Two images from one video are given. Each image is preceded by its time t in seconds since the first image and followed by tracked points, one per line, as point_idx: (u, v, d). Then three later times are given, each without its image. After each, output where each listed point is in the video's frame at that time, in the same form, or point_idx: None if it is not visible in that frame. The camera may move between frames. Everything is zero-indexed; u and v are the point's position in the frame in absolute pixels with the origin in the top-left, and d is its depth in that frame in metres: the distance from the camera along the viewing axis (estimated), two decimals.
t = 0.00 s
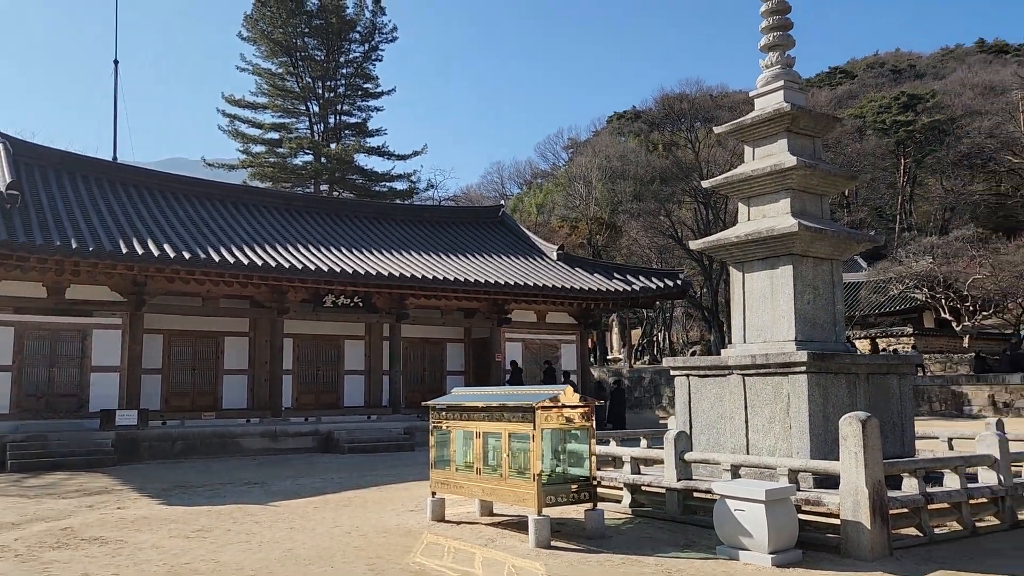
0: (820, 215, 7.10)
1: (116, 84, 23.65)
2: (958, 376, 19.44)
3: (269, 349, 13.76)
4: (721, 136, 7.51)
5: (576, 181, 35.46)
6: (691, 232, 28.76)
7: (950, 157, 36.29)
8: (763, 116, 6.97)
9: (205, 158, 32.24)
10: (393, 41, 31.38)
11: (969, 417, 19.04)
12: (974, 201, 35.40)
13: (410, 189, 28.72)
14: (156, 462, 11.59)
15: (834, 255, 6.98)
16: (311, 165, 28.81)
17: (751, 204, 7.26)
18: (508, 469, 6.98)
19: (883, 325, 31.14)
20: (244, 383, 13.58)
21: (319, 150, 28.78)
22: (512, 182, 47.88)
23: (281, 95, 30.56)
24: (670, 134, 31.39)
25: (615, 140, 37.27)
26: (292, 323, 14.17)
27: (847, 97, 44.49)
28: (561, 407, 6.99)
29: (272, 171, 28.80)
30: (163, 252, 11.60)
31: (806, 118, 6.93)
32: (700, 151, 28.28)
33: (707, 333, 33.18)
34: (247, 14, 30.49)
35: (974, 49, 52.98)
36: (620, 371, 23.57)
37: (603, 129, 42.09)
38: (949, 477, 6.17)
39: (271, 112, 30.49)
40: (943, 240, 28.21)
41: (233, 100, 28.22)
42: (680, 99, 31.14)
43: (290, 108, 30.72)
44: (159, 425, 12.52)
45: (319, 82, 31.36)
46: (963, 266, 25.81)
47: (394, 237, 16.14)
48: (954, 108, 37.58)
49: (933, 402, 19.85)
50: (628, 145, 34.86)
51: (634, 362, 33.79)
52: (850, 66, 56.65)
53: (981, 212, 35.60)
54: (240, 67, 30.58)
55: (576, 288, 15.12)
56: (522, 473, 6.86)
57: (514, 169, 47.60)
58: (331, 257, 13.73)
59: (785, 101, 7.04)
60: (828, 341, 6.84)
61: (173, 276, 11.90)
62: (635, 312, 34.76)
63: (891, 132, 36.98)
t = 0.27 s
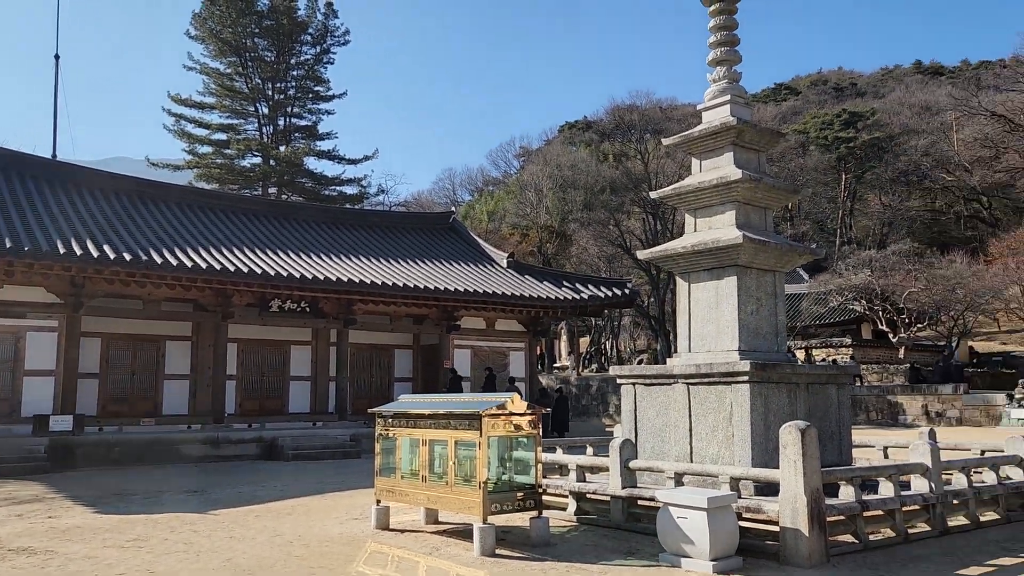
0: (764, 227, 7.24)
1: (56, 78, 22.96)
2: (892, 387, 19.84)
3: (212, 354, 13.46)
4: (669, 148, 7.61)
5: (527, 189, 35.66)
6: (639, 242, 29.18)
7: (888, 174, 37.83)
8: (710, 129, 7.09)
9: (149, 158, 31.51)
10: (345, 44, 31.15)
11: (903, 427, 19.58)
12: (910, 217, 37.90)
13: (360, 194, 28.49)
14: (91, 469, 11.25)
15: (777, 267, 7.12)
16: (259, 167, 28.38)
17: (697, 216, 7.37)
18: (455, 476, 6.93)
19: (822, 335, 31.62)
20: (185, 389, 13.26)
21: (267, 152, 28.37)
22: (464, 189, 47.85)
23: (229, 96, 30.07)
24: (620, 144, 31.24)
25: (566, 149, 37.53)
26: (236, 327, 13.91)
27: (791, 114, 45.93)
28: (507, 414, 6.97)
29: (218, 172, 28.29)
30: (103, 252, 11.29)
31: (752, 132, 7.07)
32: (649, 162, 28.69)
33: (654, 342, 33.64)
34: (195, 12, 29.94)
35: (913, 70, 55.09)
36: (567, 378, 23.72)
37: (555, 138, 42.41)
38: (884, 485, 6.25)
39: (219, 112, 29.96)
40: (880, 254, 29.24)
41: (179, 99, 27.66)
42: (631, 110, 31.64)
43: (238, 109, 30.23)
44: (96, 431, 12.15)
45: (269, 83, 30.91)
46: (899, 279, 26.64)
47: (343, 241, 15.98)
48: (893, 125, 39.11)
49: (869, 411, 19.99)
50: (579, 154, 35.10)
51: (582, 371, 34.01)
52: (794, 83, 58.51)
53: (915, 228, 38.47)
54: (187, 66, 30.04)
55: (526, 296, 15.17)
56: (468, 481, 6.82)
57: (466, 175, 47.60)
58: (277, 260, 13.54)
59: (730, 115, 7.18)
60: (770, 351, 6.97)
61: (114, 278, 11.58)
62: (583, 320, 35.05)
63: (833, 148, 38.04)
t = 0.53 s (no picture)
0: (699, 239, 7.36)
1: None
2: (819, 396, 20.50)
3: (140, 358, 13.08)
4: (608, 158, 7.69)
5: (467, 196, 35.85)
6: (578, 251, 29.55)
7: (817, 189, 41.75)
8: (648, 141, 7.19)
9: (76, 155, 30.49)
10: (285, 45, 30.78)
11: (828, 435, 20.21)
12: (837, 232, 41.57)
13: (298, 198, 28.15)
14: (9, 476, 10.81)
15: (711, 278, 7.25)
16: (194, 167, 27.79)
17: (634, 226, 7.46)
18: (388, 484, 6.85)
19: (754, 346, 32.39)
20: (112, 394, 12.82)
21: (202, 152, 27.81)
22: (404, 195, 47.73)
23: (164, 94, 29.40)
24: (560, 153, 31.77)
25: (507, 157, 37.72)
26: (164, 331, 13.53)
27: (726, 128, 48.72)
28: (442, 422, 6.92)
29: (151, 172, 27.64)
30: (24, 252, 10.83)
31: (688, 145, 7.18)
32: (588, 172, 29.10)
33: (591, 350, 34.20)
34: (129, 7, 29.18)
35: (842, 88, 57.79)
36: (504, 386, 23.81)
37: (496, 146, 42.75)
38: (809, 493, 6.37)
39: (152, 110, 29.27)
40: (810, 267, 30.83)
41: (111, 95, 26.88)
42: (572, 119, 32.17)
43: (172, 107, 29.55)
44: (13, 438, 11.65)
45: (205, 82, 30.26)
46: (827, 291, 27.80)
47: (279, 245, 15.70)
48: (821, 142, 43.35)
49: (797, 419, 20.89)
50: (520, 163, 35.25)
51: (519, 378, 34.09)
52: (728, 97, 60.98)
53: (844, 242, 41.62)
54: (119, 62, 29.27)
55: (464, 303, 15.14)
56: (401, 490, 6.73)
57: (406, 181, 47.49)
58: (210, 263, 13.22)
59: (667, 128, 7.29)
60: (703, 360, 7.08)
61: (36, 279, 11.13)
62: (522, 328, 35.25)
63: (766, 162, 42.04)
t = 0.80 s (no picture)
0: (623, 250, 7.47)
1: None
2: (737, 404, 21.16)
3: (47, 361, 12.59)
4: (535, 167, 7.75)
5: (396, 202, 35.83)
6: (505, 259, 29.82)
7: (738, 203, 45.22)
8: (575, 152, 7.27)
9: None
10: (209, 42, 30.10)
11: (745, 442, 20.77)
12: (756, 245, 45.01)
13: (221, 198, 27.58)
14: None
15: (634, 288, 7.35)
16: (111, 165, 26.87)
17: (560, 235, 7.52)
18: (307, 493, 6.69)
19: (675, 355, 33.20)
20: (15, 400, 12.26)
21: (121, 149, 26.95)
22: (331, 198, 47.19)
23: (78, 87, 28.38)
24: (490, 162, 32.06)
25: (437, 163, 37.65)
26: (74, 334, 13.03)
27: (652, 142, 51.72)
28: (364, 428, 6.82)
29: (64, 167, 26.62)
30: None
31: (613, 156, 7.29)
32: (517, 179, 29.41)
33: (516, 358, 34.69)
34: None
35: (764, 107, 61.29)
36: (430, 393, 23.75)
37: (425, 152, 42.89)
38: (725, 499, 6.50)
39: (66, 104, 28.23)
40: (729, 279, 32.64)
41: (22, 87, 25.75)
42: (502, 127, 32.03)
43: (88, 101, 28.56)
44: None
45: (124, 76, 29.37)
46: (746, 303, 29.17)
47: (199, 247, 15.29)
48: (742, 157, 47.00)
49: (716, 427, 21.39)
50: (449, 169, 34.75)
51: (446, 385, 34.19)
52: (655, 112, 64.44)
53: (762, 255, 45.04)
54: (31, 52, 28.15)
55: (391, 308, 15.06)
56: (321, 498, 6.59)
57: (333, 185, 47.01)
58: (124, 264, 12.78)
59: (594, 139, 7.39)
60: (625, 368, 7.18)
61: None
62: (449, 335, 35.44)
63: (691, 175, 45.24)
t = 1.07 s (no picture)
0: (544, 257, 7.53)
1: None
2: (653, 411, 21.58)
3: None
4: (459, 173, 7.75)
5: (316, 203, 35.23)
6: (427, 263, 30.38)
7: (658, 214, 46.79)
8: (499, 158, 7.31)
9: None
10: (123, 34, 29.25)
11: (660, 448, 21.12)
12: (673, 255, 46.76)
13: (133, 195, 26.77)
14: None
15: (554, 295, 7.42)
16: (13, 156, 25.71)
17: (482, 242, 7.53)
18: (217, 501, 6.50)
19: (594, 361, 33.33)
20: None
21: (23, 141, 25.79)
22: (250, 199, 46.20)
23: None
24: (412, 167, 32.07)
25: (360, 165, 37.59)
26: None
27: (575, 150, 53.57)
28: (279, 433, 6.66)
29: None
30: None
31: (537, 164, 7.37)
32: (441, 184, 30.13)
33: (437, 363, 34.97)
34: None
35: (681, 122, 64.18)
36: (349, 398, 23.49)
37: (349, 154, 42.69)
38: (638, 504, 6.59)
39: None
40: (647, 289, 33.45)
41: None
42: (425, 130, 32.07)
43: None
44: None
45: (31, 65, 28.67)
46: (663, 312, 30.17)
47: (108, 245, 14.74)
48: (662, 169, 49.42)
49: (632, 433, 21.66)
50: (374, 172, 34.88)
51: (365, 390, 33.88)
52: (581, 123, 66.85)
53: (679, 265, 46.81)
54: None
55: (308, 311, 14.86)
56: (231, 506, 6.41)
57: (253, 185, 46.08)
58: (24, 262, 12.25)
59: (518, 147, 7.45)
60: (544, 374, 7.24)
61: None
62: (369, 340, 35.24)
63: (613, 186, 46.79)
